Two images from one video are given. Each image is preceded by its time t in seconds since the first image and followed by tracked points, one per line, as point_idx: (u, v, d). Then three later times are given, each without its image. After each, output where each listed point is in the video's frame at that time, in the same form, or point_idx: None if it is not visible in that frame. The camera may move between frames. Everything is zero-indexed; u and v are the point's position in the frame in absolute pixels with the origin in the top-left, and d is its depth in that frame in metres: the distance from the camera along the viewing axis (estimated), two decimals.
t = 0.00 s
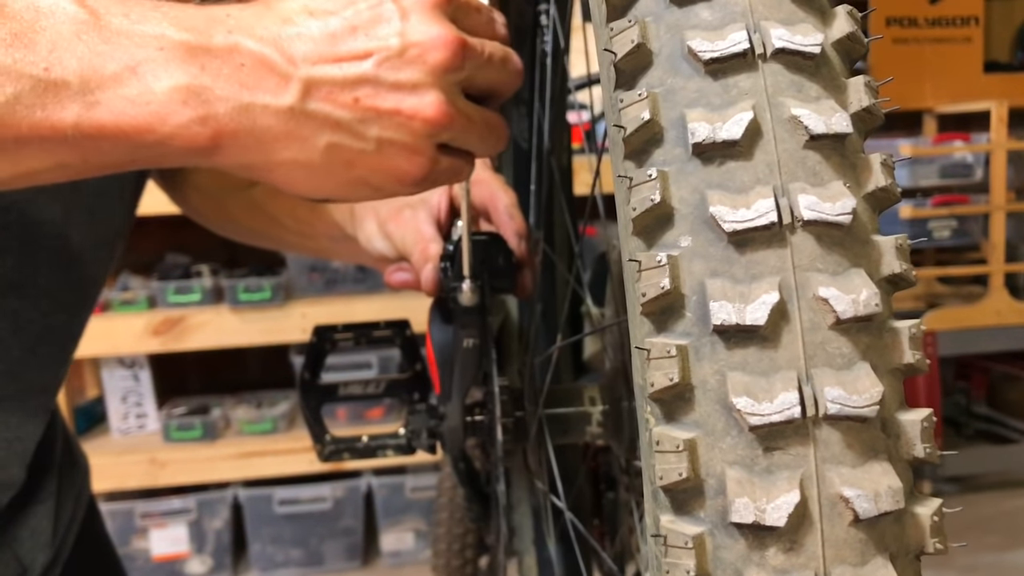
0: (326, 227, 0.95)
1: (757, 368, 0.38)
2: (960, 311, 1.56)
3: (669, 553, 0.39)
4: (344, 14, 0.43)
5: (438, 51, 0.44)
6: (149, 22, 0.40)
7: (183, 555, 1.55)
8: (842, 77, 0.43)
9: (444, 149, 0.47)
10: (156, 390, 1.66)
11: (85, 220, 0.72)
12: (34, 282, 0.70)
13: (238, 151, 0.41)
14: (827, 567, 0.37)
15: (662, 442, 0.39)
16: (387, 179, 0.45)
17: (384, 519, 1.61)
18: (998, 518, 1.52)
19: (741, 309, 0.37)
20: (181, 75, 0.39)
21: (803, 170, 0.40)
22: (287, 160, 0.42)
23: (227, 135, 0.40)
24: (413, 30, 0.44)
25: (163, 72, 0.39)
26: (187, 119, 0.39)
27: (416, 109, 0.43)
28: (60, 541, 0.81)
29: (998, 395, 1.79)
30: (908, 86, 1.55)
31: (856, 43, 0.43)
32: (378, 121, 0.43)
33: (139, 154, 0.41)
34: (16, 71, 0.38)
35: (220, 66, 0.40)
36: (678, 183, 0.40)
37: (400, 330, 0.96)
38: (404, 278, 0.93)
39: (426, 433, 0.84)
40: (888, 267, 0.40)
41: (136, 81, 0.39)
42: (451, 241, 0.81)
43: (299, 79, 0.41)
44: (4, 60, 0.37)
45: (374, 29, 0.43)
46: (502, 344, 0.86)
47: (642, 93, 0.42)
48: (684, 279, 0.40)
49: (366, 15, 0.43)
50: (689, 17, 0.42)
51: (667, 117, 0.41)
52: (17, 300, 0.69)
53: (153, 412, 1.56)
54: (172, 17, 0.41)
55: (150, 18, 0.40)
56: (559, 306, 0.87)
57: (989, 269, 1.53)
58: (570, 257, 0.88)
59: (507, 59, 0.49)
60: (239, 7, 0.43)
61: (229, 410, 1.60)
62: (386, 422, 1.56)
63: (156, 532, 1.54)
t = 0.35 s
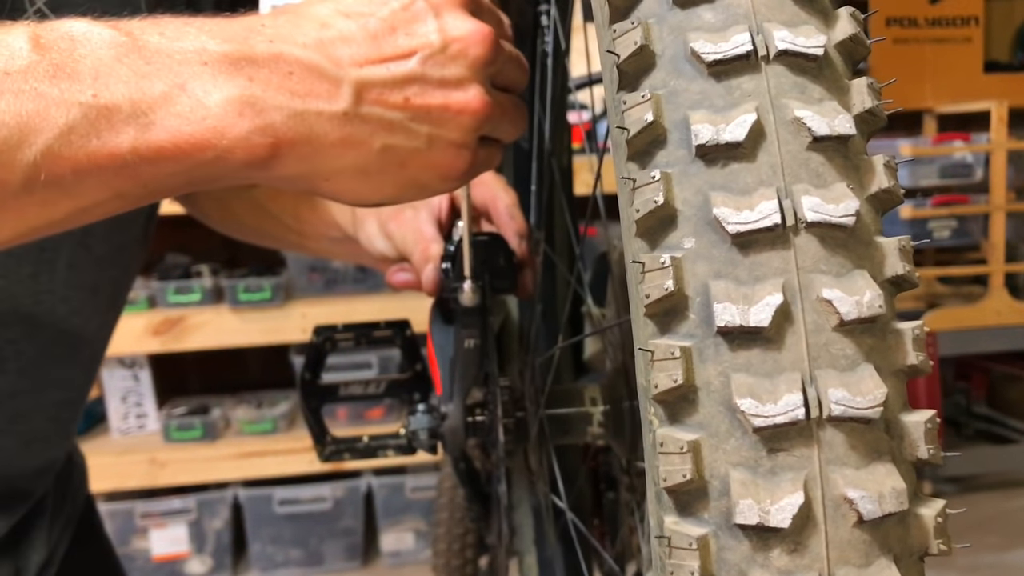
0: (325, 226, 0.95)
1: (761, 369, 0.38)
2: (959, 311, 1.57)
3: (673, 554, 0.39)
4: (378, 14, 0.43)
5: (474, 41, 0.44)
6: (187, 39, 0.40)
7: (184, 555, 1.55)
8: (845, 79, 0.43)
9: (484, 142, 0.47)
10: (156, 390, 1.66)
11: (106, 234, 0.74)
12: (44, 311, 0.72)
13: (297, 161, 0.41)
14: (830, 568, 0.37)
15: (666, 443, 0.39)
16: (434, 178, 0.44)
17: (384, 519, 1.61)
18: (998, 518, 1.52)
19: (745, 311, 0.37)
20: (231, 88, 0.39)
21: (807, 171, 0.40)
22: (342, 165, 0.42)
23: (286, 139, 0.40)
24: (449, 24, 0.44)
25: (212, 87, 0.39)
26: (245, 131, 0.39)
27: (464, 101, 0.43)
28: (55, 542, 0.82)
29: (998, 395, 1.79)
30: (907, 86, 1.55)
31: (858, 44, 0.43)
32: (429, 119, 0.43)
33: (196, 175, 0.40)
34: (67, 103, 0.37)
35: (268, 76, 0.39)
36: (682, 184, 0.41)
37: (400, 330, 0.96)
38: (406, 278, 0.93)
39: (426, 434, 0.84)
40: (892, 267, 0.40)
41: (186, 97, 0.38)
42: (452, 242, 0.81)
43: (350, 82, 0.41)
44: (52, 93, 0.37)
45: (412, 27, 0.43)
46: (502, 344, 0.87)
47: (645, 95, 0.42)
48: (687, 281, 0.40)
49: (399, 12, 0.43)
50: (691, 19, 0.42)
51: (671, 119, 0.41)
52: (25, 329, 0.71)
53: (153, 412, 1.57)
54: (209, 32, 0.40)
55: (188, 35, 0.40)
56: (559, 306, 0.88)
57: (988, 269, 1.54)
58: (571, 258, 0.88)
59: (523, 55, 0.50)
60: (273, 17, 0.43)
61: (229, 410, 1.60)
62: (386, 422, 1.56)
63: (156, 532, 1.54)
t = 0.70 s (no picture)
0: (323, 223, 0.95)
1: (765, 362, 0.38)
2: (960, 312, 1.57)
3: (676, 548, 0.39)
4: (351, 53, 0.43)
5: (443, 85, 0.44)
6: (163, 84, 0.42)
7: (183, 555, 1.55)
8: (850, 74, 0.43)
9: (462, 175, 0.47)
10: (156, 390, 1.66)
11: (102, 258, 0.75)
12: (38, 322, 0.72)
13: (265, 201, 0.44)
14: (834, 562, 0.37)
15: (669, 436, 0.39)
16: (404, 211, 0.46)
17: (384, 519, 1.61)
18: (999, 518, 1.52)
19: (749, 304, 0.37)
20: (200, 140, 0.41)
21: (812, 165, 0.39)
22: (308, 204, 0.44)
23: (248, 184, 0.42)
24: (419, 66, 0.44)
25: (184, 140, 0.41)
26: (211, 184, 0.42)
27: (431, 142, 0.44)
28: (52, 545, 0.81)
29: (999, 395, 1.79)
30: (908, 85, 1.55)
31: (863, 38, 0.43)
32: (388, 162, 0.44)
33: (174, 212, 0.43)
34: (47, 159, 0.40)
35: (236, 125, 0.42)
36: (688, 179, 0.40)
37: (400, 330, 0.96)
38: (409, 279, 0.93)
39: (428, 431, 0.84)
40: (898, 261, 0.40)
41: (161, 152, 0.41)
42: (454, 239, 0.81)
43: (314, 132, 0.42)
44: (36, 151, 0.40)
45: (380, 70, 0.43)
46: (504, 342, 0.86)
47: (650, 87, 0.41)
48: (692, 274, 0.40)
49: (372, 52, 0.44)
50: (696, 12, 0.42)
51: (675, 112, 0.41)
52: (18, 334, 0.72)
53: (153, 412, 1.56)
54: (183, 75, 0.42)
55: (163, 80, 0.42)
56: (559, 305, 0.87)
57: (989, 269, 1.54)
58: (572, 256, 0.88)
59: (520, 79, 0.48)
60: (249, 55, 0.44)
61: (229, 410, 1.59)
62: (386, 422, 1.56)
63: (156, 532, 1.54)
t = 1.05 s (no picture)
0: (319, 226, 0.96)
1: (749, 362, 0.38)
2: (960, 311, 1.55)
3: (661, 546, 0.39)
4: (297, 64, 0.35)
5: (372, 122, 0.35)
6: (122, 97, 0.36)
7: (183, 555, 1.55)
8: (834, 74, 0.43)
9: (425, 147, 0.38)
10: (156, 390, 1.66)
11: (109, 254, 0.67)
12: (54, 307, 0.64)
13: (230, 202, 0.37)
14: (818, 561, 0.37)
15: (654, 435, 0.39)
16: (365, 196, 0.37)
17: (384, 519, 1.61)
18: (1000, 518, 1.52)
19: (732, 303, 0.37)
20: (158, 144, 0.35)
21: (795, 164, 0.39)
22: (266, 199, 0.36)
23: (204, 193, 0.36)
24: (341, 37, 0.34)
25: (143, 144, 0.35)
26: (166, 186, 0.35)
27: (372, 170, 0.36)
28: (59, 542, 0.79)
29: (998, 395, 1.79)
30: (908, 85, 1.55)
31: (847, 37, 0.43)
32: (334, 142, 0.35)
33: (142, 217, 0.38)
34: (18, 172, 0.36)
35: (192, 129, 0.35)
36: (671, 179, 0.40)
37: (398, 331, 0.97)
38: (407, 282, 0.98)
39: (424, 431, 0.85)
40: (881, 261, 0.40)
41: (120, 159, 0.35)
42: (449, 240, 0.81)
43: (252, 142, 0.35)
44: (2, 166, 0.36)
45: (304, 44, 0.35)
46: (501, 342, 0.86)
47: (634, 87, 0.42)
48: (675, 273, 0.40)
49: (310, 61, 0.34)
50: (681, 12, 0.42)
51: (659, 112, 0.41)
52: (39, 309, 0.63)
53: (153, 412, 1.57)
54: (143, 85, 0.37)
55: (121, 92, 0.36)
56: (558, 303, 0.87)
57: (989, 269, 1.53)
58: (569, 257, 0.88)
59: (470, 39, 0.38)
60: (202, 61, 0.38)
61: (229, 410, 1.60)
62: (386, 422, 1.56)
63: (156, 532, 1.54)
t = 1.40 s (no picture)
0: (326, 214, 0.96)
1: (754, 361, 0.38)
2: (961, 311, 1.55)
3: (666, 546, 0.39)
4: (166, 82, 0.35)
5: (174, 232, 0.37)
6: None
7: (183, 555, 1.55)
8: (840, 73, 0.43)
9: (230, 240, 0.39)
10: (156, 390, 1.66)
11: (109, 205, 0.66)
12: (45, 278, 0.61)
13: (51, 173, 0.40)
14: (823, 561, 0.37)
15: (659, 435, 0.39)
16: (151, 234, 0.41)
17: (384, 519, 1.60)
18: (1001, 518, 1.52)
19: (739, 303, 0.37)
20: None
21: (800, 163, 0.39)
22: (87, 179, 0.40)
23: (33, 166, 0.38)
24: (193, 164, 0.35)
25: None
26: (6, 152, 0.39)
27: (156, 236, 0.39)
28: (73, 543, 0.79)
29: (999, 395, 1.79)
30: (908, 85, 1.55)
31: (853, 36, 0.43)
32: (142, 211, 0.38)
33: None
34: None
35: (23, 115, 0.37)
36: (677, 178, 0.40)
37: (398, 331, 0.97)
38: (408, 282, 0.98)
39: (425, 431, 0.85)
40: (887, 262, 0.40)
41: None
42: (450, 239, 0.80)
43: (81, 148, 0.37)
44: None
45: (163, 137, 0.36)
46: (502, 343, 0.86)
47: (640, 87, 0.41)
48: (681, 273, 0.40)
49: (169, 112, 0.35)
50: (686, 11, 0.42)
51: (664, 111, 0.41)
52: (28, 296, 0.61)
53: (153, 412, 1.56)
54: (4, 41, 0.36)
55: None
56: (558, 304, 0.87)
57: (988, 269, 1.53)
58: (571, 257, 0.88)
59: (318, 233, 0.39)
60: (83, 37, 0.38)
61: (229, 410, 1.59)
62: (386, 421, 1.56)
63: (156, 532, 1.54)
